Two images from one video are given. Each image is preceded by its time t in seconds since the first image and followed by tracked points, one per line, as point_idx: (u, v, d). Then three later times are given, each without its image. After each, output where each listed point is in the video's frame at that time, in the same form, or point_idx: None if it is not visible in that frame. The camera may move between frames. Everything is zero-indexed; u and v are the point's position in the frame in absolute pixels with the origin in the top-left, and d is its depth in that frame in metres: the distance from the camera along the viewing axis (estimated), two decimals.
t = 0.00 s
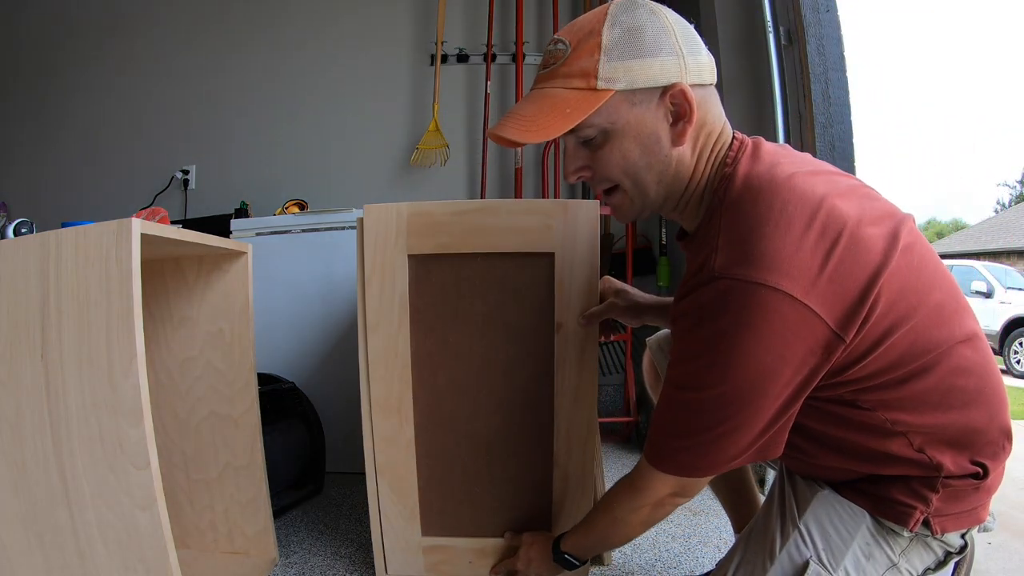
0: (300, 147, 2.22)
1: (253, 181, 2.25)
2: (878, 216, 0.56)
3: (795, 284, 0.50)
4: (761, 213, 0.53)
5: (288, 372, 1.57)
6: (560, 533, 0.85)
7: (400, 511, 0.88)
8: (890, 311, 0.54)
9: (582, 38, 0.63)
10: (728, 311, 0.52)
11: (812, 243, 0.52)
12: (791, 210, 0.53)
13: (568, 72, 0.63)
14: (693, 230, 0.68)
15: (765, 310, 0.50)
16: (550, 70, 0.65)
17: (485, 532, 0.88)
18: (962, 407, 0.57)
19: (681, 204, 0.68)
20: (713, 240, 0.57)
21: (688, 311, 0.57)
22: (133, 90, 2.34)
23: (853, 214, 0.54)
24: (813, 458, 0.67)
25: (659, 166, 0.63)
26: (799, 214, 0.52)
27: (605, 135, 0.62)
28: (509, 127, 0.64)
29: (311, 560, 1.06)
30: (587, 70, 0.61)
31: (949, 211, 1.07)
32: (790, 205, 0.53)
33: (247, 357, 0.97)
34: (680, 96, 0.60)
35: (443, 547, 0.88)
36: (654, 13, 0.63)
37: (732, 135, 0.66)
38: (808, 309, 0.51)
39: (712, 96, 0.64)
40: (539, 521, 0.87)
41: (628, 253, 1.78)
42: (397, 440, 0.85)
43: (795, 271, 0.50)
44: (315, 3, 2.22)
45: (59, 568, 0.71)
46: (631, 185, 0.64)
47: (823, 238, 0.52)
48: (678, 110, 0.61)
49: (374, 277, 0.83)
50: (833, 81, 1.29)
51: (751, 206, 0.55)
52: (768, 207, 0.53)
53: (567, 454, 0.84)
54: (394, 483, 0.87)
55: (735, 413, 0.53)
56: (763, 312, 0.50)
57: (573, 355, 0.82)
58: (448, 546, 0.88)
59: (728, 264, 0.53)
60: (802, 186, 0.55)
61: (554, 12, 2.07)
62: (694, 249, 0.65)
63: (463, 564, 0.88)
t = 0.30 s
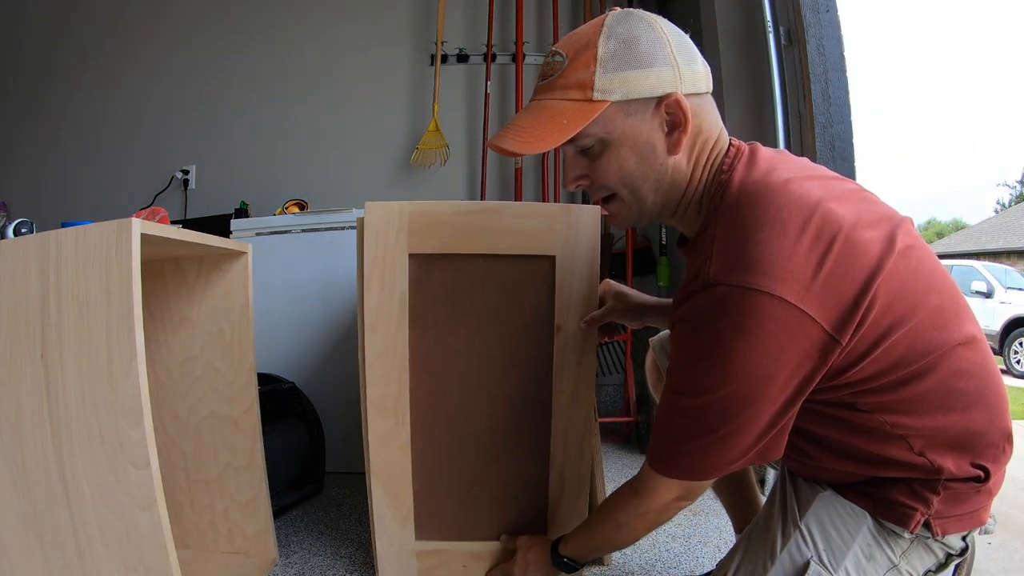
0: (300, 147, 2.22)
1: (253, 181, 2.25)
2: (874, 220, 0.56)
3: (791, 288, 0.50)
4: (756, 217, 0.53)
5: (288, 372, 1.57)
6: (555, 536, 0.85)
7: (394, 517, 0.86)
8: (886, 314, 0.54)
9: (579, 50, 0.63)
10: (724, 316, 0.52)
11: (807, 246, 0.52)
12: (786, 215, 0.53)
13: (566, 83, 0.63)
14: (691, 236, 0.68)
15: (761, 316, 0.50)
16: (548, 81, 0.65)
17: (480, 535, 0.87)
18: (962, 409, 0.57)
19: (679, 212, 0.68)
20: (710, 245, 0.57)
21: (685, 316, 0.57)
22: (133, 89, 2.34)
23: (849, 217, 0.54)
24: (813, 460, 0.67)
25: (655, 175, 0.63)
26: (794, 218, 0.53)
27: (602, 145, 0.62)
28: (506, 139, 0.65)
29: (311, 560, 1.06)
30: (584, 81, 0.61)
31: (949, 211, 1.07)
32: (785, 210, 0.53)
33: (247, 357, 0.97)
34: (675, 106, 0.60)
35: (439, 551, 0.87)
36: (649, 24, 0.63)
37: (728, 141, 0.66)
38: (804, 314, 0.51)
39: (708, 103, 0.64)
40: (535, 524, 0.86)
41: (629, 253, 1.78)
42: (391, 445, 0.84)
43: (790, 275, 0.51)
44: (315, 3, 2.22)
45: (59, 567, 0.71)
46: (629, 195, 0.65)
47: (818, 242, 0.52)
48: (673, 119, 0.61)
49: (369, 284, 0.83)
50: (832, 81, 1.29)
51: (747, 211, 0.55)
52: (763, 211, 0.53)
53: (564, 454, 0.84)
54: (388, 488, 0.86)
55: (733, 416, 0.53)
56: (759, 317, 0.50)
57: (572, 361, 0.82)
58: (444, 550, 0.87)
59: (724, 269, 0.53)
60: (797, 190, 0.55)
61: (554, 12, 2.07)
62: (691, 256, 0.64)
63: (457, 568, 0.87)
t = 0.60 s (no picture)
0: (300, 146, 2.22)
1: (253, 181, 2.25)
2: (871, 220, 0.56)
3: (789, 287, 0.50)
4: (755, 217, 0.53)
5: (288, 372, 1.57)
6: (551, 538, 0.85)
7: (392, 518, 0.86)
8: (884, 313, 0.54)
9: (576, 53, 0.63)
10: (722, 315, 0.52)
11: (806, 246, 0.52)
12: (783, 214, 0.53)
13: (564, 87, 0.63)
14: (689, 236, 0.68)
15: (758, 315, 0.50)
16: (546, 85, 0.65)
17: (479, 537, 0.87)
18: (958, 406, 0.58)
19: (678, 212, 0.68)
20: (708, 244, 0.57)
21: (684, 315, 0.57)
22: (133, 89, 2.34)
23: (846, 217, 0.54)
24: (809, 458, 0.67)
25: (654, 176, 0.63)
26: (792, 218, 0.53)
27: (602, 147, 0.62)
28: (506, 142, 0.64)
29: (311, 560, 1.06)
30: (582, 84, 0.61)
31: (949, 211, 1.07)
32: (783, 209, 0.53)
33: (247, 357, 0.97)
34: (673, 106, 0.60)
35: (437, 552, 0.87)
36: (644, 25, 0.63)
37: (726, 142, 0.66)
38: (802, 313, 0.51)
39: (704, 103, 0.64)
40: (531, 525, 0.86)
41: (628, 254, 1.78)
42: (389, 447, 0.84)
43: (788, 274, 0.51)
44: (315, 3, 2.22)
45: (59, 568, 0.71)
46: (628, 196, 0.65)
47: (817, 241, 0.52)
48: (671, 119, 0.61)
49: (369, 284, 0.83)
50: (832, 81, 1.29)
51: (745, 211, 0.55)
52: (762, 211, 0.53)
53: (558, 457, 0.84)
54: (386, 489, 0.85)
55: (731, 415, 0.53)
56: (757, 316, 0.50)
57: (563, 365, 0.82)
58: (442, 551, 0.87)
59: (722, 268, 0.53)
60: (795, 191, 0.55)
61: (555, 12, 2.07)
62: (689, 256, 0.64)
63: (457, 569, 0.87)
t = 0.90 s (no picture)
0: (300, 146, 2.22)
1: (253, 181, 2.25)
2: (875, 217, 0.56)
3: (792, 278, 0.50)
4: (758, 210, 0.54)
5: (288, 372, 1.57)
6: (550, 537, 0.85)
7: (391, 518, 0.86)
8: (885, 307, 0.54)
9: (569, 61, 0.63)
10: (725, 303, 0.52)
11: (809, 239, 0.52)
12: (785, 207, 0.53)
13: (561, 94, 0.63)
14: (691, 229, 0.69)
15: (760, 304, 0.50)
16: (544, 94, 0.66)
17: (480, 537, 0.87)
18: (953, 402, 0.58)
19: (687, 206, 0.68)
20: (711, 235, 0.57)
21: (686, 304, 0.57)
22: (133, 89, 2.34)
23: (849, 214, 0.55)
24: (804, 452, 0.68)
25: (660, 172, 0.63)
26: (795, 211, 0.53)
27: (607, 149, 0.62)
28: (513, 157, 0.66)
29: (311, 560, 1.05)
30: (578, 90, 0.62)
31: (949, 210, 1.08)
32: (787, 203, 0.53)
33: (247, 357, 0.97)
34: (673, 101, 0.60)
35: (437, 553, 0.87)
36: (631, 20, 0.62)
37: (729, 135, 0.66)
38: (803, 304, 0.51)
39: (704, 91, 0.64)
40: (531, 525, 0.86)
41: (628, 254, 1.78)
42: (389, 448, 0.84)
43: (791, 265, 0.51)
44: (315, 3, 2.22)
45: (59, 568, 0.71)
46: (637, 195, 0.65)
47: (820, 236, 0.52)
48: (672, 114, 0.61)
49: (369, 284, 0.83)
50: (831, 80, 1.29)
51: (748, 203, 0.55)
52: (766, 205, 0.54)
53: (556, 455, 0.84)
54: (386, 489, 0.85)
55: (730, 404, 0.53)
56: (758, 306, 0.50)
57: (560, 364, 0.82)
58: (441, 551, 0.87)
59: (725, 258, 0.53)
60: (799, 186, 0.55)
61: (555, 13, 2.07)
62: (691, 249, 0.64)
63: (457, 569, 0.87)
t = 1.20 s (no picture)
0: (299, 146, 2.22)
1: (253, 181, 2.25)
2: (878, 219, 0.56)
3: (794, 278, 0.50)
4: (760, 211, 0.54)
5: (288, 373, 1.57)
6: (549, 538, 0.85)
7: (391, 519, 0.86)
8: (887, 308, 0.54)
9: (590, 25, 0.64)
10: (726, 302, 0.52)
11: (812, 240, 0.52)
12: (787, 208, 0.53)
13: (568, 57, 0.66)
14: (692, 227, 0.69)
15: (762, 303, 0.50)
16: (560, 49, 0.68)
17: (480, 537, 0.87)
18: (952, 404, 0.58)
19: (685, 197, 0.68)
20: (713, 233, 0.57)
21: (687, 302, 0.57)
22: (133, 89, 2.34)
23: (852, 215, 0.55)
24: (803, 452, 0.68)
25: (639, 161, 0.65)
26: (798, 212, 0.53)
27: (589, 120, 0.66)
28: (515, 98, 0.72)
29: (311, 560, 1.06)
30: (580, 59, 0.64)
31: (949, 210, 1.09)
32: (789, 204, 0.53)
33: (247, 357, 0.97)
34: (659, 99, 0.60)
35: (437, 553, 0.87)
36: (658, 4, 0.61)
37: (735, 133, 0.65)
38: (804, 304, 0.51)
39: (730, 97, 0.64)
40: (531, 525, 0.86)
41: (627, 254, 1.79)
42: (388, 448, 0.84)
43: (794, 266, 0.51)
44: (315, 3, 2.22)
45: (58, 567, 0.71)
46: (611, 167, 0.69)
47: (823, 237, 0.52)
48: (658, 111, 0.61)
49: (369, 284, 0.83)
50: (831, 80, 1.27)
51: (750, 203, 0.55)
52: (769, 205, 0.54)
53: (555, 456, 0.84)
54: (386, 489, 0.85)
55: (729, 404, 0.53)
56: (759, 305, 0.50)
57: (560, 365, 0.82)
58: (441, 552, 0.87)
59: (727, 256, 0.53)
60: (801, 187, 0.55)
61: (555, 13, 2.07)
62: (692, 245, 0.64)
63: (457, 570, 0.87)
